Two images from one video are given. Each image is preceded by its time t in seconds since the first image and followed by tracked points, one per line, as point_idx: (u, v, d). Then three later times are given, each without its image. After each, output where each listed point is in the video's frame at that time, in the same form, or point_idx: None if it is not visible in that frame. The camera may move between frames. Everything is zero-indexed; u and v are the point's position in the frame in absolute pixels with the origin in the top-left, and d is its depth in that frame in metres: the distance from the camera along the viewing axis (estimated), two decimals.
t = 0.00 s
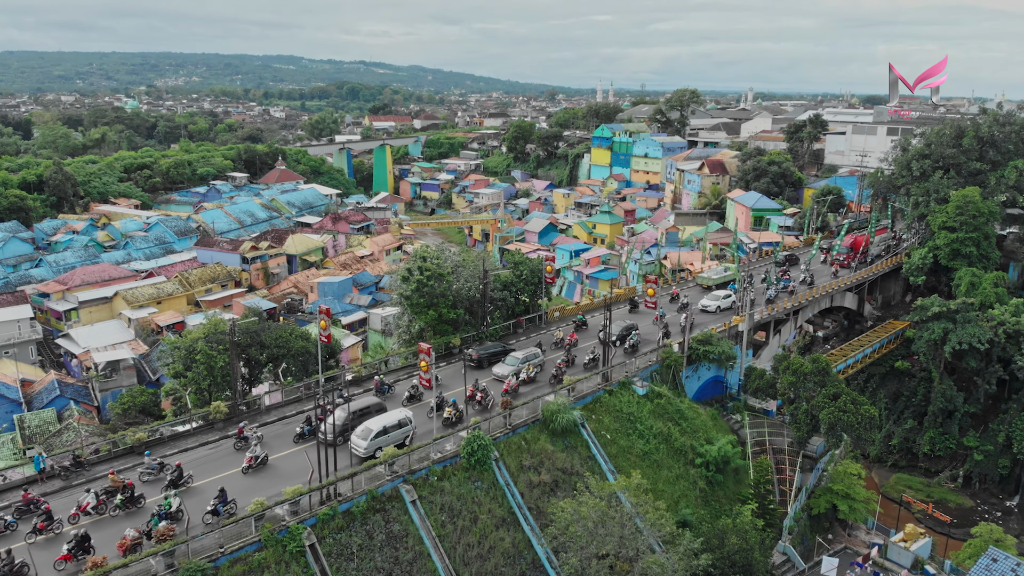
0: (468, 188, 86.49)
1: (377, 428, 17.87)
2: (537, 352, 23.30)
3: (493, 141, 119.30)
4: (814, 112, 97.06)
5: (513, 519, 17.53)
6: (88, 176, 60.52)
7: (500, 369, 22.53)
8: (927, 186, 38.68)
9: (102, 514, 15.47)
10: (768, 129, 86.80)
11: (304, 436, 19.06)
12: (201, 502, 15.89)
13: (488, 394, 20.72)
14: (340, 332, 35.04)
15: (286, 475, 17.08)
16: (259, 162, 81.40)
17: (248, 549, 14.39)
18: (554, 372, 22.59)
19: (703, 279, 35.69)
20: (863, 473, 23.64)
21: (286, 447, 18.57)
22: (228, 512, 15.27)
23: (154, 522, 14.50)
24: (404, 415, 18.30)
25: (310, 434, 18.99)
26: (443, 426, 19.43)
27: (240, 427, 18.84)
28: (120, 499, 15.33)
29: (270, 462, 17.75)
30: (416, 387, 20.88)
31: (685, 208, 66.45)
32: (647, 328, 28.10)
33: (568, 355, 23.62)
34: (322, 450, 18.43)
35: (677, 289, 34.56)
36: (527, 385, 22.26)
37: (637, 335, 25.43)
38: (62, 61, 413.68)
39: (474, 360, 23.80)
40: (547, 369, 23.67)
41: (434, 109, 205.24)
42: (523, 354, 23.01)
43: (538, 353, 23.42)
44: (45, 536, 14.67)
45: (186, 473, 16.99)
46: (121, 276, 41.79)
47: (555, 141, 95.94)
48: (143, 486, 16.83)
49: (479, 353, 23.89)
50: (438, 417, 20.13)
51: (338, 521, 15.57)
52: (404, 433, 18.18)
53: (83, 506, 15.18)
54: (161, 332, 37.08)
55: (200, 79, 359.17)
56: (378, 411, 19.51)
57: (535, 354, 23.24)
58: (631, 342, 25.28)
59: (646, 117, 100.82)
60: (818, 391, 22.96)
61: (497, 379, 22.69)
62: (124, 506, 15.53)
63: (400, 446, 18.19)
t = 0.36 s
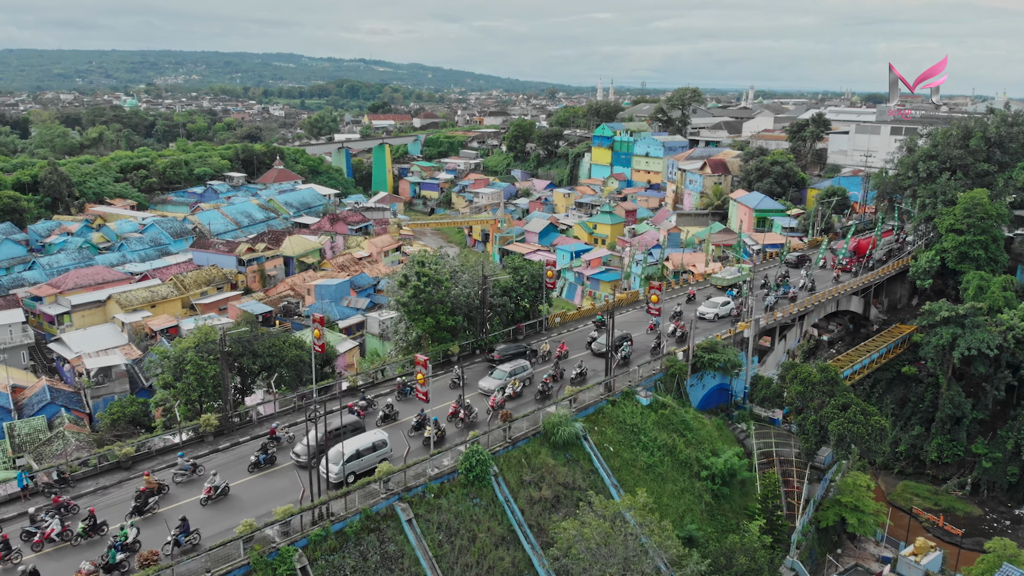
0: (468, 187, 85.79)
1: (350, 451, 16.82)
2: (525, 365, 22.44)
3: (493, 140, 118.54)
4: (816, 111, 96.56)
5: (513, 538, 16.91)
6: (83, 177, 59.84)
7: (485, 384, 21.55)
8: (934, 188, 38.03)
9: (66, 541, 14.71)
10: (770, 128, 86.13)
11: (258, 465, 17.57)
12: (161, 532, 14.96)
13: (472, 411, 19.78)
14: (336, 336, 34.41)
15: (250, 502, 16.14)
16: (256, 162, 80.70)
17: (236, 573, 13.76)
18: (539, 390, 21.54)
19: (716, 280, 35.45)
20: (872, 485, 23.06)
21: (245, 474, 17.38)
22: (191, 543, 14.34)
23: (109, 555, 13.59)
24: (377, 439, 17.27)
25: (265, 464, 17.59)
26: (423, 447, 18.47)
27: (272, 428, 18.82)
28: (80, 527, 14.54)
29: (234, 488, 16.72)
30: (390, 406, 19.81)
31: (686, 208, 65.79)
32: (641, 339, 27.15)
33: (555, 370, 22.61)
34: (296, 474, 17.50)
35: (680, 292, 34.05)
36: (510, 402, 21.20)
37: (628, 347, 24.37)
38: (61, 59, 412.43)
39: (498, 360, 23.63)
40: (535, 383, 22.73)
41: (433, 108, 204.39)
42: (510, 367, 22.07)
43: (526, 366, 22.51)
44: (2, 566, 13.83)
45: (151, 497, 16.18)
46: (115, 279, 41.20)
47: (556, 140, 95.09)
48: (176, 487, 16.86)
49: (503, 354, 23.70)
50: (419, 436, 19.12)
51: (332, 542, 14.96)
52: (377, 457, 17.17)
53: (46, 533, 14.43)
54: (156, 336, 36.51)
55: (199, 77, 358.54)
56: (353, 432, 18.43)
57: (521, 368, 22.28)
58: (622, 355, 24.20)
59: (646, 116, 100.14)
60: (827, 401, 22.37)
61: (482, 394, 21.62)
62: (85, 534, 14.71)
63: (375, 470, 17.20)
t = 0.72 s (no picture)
0: (467, 187, 85.13)
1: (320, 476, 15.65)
2: (513, 380, 21.14)
3: (492, 139, 117.81)
4: (817, 110, 95.90)
5: (513, 557, 16.26)
6: (78, 177, 59.12)
7: (470, 399, 20.42)
8: (941, 190, 37.39)
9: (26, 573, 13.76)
10: (772, 127, 85.45)
11: (208, 498, 16.14)
12: (116, 565, 14.07)
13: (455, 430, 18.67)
14: (332, 341, 33.71)
15: (210, 533, 15.08)
16: (254, 161, 80.00)
17: None
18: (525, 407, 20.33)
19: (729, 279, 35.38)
20: (881, 497, 22.45)
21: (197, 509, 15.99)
22: None
23: None
24: (350, 463, 16.12)
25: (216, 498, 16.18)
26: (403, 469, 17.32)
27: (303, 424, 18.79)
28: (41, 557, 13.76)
29: (190, 521, 15.51)
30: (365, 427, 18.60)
31: (688, 208, 65.11)
32: (636, 350, 26.05)
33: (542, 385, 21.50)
34: (269, 499, 16.50)
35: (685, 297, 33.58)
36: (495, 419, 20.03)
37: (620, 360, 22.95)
38: (60, 58, 411.47)
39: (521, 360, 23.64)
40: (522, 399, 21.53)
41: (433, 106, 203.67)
42: (496, 381, 20.84)
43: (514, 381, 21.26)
44: None
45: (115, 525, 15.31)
46: (108, 282, 40.55)
47: (556, 139, 94.41)
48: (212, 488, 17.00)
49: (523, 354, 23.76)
50: (397, 458, 18.00)
51: (323, 565, 14.31)
52: (351, 483, 16.01)
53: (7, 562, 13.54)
54: (149, 341, 35.85)
55: (198, 75, 357.25)
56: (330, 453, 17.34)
57: (509, 382, 21.04)
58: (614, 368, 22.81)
59: (647, 114, 99.43)
60: (836, 411, 21.74)
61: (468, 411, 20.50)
62: (44, 566, 13.90)
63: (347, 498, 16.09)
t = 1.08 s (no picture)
0: (467, 186, 84.42)
1: (285, 507, 14.68)
2: (499, 396, 20.13)
3: (493, 137, 117.07)
4: (820, 108, 95.11)
5: None
6: (73, 177, 58.37)
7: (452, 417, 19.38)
8: (949, 191, 36.74)
9: None
10: (774, 126, 84.73)
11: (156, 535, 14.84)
12: None
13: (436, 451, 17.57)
14: (328, 345, 32.97)
15: (161, 573, 13.85)
16: (252, 161, 79.29)
17: None
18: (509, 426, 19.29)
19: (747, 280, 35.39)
20: (891, 511, 21.84)
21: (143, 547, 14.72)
22: None
23: None
24: (319, 491, 15.14)
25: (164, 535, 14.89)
26: (377, 495, 16.36)
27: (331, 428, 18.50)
28: None
29: (142, 558, 14.31)
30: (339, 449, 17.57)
31: (690, 208, 64.38)
32: (628, 360, 24.91)
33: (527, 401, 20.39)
34: (236, 527, 15.42)
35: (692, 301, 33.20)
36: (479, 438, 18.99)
37: (609, 375, 21.64)
38: (59, 56, 410.56)
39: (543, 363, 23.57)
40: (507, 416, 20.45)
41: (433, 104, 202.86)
42: (482, 399, 19.80)
43: (500, 397, 20.22)
44: None
45: (73, 557, 14.32)
46: (102, 285, 39.91)
47: (556, 138, 93.69)
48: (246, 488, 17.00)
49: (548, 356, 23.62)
50: (373, 482, 16.99)
51: None
52: (321, 512, 15.06)
53: None
54: (142, 346, 35.16)
55: (197, 73, 356.30)
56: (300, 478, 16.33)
57: (495, 399, 20.00)
58: (603, 383, 21.44)
59: (648, 113, 98.64)
60: (846, 422, 21.11)
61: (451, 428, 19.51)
62: None
63: (315, 528, 15.03)
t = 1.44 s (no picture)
0: (467, 186, 83.71)
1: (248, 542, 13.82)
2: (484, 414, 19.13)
3: (493, 137, 116.31)
4: (822, 107, 94.33)
5: None
6: (68, 178, 57.65)
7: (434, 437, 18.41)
8: (957, 194, 36.10)
9: None
10: (776, 125, 83.98)
11: None
12: None
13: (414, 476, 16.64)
14: (323, 350, 32.26)
15: None
16: (250, 161, 78.55)
17: None
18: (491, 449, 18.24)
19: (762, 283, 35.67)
20: (902, 526, 21.17)
21: None
22: None
23: None
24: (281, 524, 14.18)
25: None
26: (348, 526, 15.37)
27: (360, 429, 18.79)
28: None
29: None
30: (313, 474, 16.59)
31: (692, 209, 63.67)
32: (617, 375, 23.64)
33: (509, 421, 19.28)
34: (197, 561, 14.45)
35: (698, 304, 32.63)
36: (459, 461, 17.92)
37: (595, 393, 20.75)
38: (59, 54, 409.69)
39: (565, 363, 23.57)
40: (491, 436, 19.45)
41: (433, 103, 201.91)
42: (466, 417, 18.81)
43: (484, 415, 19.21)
44: None
45: None
46: (95, 289, 39.27)
47: (556, 137, 92.93)
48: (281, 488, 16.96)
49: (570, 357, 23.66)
50: (344, 511, 15.98)
51: None
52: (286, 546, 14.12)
53: None
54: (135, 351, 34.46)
55: (197, 71, 355.15)
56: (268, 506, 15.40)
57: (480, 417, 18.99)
58: (590, 401, 20.46)
59: (649, 112, 97.86)
60: (856, 435, 20.46)
61: (434, 449, 18.54)
62: None
63: (279, 563, 14.07)
